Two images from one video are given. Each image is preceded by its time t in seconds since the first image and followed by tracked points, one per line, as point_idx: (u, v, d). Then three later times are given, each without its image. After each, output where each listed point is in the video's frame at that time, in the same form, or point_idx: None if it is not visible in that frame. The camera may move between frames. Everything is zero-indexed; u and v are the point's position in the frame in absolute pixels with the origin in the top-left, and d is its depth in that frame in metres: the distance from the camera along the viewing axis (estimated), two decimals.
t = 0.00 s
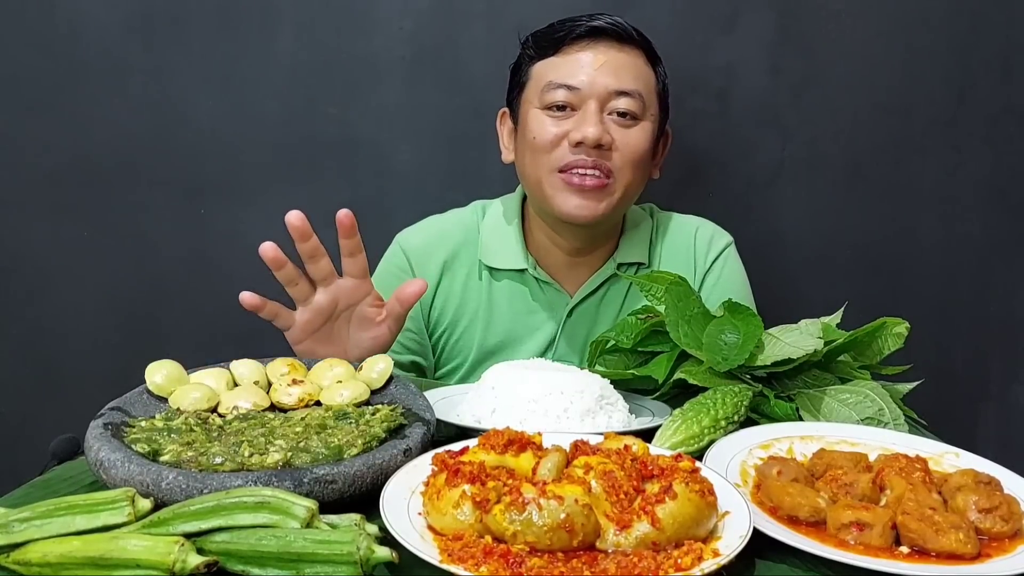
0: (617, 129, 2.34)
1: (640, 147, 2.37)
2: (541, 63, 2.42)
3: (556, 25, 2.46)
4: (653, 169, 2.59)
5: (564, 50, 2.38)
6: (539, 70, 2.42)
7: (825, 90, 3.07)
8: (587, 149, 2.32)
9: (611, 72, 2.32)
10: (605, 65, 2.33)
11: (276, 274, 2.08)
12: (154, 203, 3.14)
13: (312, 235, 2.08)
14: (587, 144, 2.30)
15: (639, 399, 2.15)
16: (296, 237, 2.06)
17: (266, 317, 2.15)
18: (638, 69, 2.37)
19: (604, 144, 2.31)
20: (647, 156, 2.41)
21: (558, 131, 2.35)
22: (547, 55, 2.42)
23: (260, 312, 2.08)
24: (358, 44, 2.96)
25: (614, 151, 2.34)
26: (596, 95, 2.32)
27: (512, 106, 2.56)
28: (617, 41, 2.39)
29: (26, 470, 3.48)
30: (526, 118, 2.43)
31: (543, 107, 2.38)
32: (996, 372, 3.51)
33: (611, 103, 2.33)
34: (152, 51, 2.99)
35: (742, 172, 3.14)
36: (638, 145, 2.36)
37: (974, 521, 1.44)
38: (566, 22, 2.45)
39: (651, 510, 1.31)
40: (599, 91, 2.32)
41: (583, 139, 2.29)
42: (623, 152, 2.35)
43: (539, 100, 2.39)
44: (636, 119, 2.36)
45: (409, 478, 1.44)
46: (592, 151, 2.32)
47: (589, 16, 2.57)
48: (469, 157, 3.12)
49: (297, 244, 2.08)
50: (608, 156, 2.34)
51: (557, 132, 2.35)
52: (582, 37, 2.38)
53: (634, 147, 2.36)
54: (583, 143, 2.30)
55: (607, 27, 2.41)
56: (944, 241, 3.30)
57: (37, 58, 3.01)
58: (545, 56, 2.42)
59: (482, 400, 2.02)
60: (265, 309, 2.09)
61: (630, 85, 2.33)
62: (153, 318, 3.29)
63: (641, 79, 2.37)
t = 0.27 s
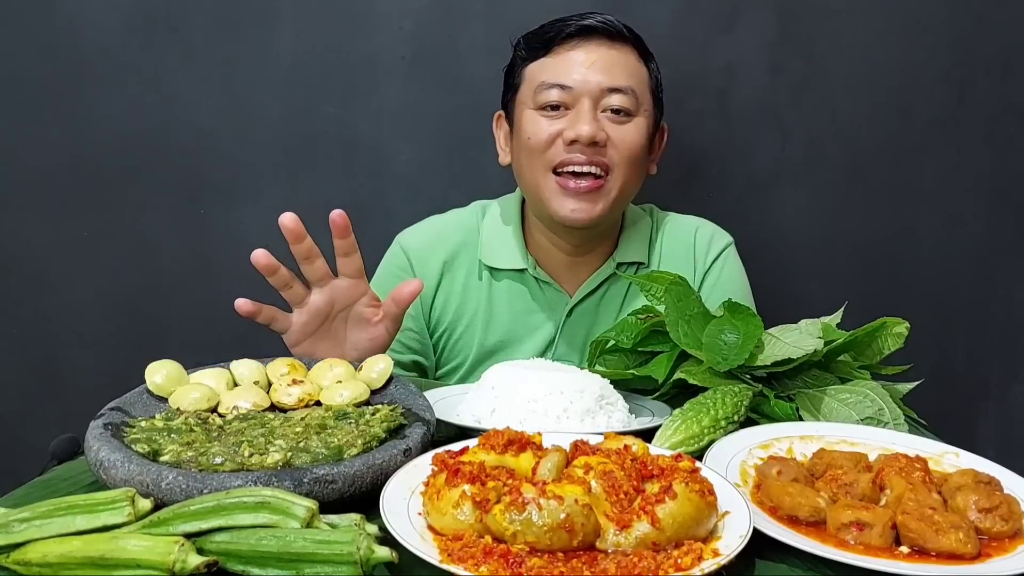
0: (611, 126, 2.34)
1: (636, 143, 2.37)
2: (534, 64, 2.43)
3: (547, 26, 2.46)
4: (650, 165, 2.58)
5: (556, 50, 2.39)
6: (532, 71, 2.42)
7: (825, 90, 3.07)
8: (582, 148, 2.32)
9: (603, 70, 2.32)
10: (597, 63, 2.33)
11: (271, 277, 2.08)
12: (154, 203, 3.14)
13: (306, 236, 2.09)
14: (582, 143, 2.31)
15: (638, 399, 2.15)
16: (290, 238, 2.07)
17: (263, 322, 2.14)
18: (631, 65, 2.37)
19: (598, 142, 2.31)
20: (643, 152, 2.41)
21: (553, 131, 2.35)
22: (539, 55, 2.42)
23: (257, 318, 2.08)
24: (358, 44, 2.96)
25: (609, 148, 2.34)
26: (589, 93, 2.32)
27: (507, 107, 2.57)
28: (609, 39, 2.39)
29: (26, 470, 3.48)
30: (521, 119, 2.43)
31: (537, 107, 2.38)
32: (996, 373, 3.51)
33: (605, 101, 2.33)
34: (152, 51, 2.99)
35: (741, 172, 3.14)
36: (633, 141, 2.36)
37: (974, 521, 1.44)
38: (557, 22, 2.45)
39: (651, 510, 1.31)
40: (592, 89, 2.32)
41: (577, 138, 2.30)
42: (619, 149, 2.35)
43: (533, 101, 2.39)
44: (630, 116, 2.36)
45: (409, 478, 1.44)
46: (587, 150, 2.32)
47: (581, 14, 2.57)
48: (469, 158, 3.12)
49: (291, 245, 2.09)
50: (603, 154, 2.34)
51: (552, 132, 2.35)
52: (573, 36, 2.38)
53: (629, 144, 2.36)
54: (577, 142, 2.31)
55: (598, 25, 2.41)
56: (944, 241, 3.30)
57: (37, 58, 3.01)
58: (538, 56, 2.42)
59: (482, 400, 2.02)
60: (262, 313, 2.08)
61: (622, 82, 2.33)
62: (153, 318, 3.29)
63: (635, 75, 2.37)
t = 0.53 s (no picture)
0: (605, 120, 2.34)
1: (631, 136, 2.37)
2: (526, 64, 2.43)
3: (536, 26, 2.47)
4: (646, 160, 2.58)
5: (546, 49, 2.39)
6: (524, 71, 2.42)
7: (825, 90, 3.07)
8: (577, 143, 2.31)
9: (594, 65, 2.33)
10: (587, 60, 2.33)
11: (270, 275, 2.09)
12: (154, 203, 3.14)
13: (304, 233, 2.10)
14: (577, 138, 2.30)
15: (638, 399, 2.15)
16: (287, 235, 2.08)
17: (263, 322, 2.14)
18: (621, 60, 2.38)
19: (593, 136, 2.31)
20: (639, 146, 2.40)
21: (548, 128, 2.34)
22: (530, 55, 2.42)
23: (256, 317, 2.08)
24: (358, 44, 2.96)
25: (604, 142, 2.34)
26: (581, 89, 2.32)
27: (501, 110, 2.57)
28: (599, 35, 2.40)
29: (26, 470, 3.48)
30: (516, 119, 2.43)
31: (531, 106, 2.38)
32: (996, 373, 3.51)
33: (597, 96, 2.33)
34: (152, 50, 2.99)
35: (741, 172, 3.14)
36: (628, 135, 2.36)
37: (974, 521, 1.44)
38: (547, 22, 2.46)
39: (651, 510, 1.31)
40: (584, 85, 2.32)
41: (572, 133, 2.29)
42: (614, 143, 2.35)
43: (526, 100, 2.39)
44: (623, 109, 2.36)
45: (409, 478, 1.44)
46: (582, 144, 2.31)
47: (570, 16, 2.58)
48: (468, 157, 3.12)
49: (289, 243, 2.10)
50: (598, 148, 2.34)
51: (547, 129, 2.35)
52: (563, 34, 2.39)
53: (624, 137, 2.35)
54: (572, 137, 2.30)
55: (588, 23, 2.42)
56: (944, 240, 3.30)
57: (37, 58, 3.01)
58: (528, 56, 2.42)
59: (483, 400, 2.02)
60: (261, 312, 2.08)
61: (614, 76, 2.33)
62: (153, 318, 3.29)
63: (626, 70, 2.37)
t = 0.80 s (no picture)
0: (610, 112, 2.34)
1: (636, 128, 2.37)
2: (527, 61, 2.44)
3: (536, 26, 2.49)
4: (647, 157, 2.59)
5: (549, 44, 2.41)
6: (526, 68, 2.43)
7: (825, 90, 3.07)
8: (585, 133, 2.30)
9: (597, 59, 2.34)
10: (590, 53, 2.35)
11: (286, 244, 2.11)
12: (154, 202, 3.14)
13: (315, 204, 2.15)
14: (585, 128, 2.29)
15: (638, 399, 2.15)
16: (300, 204, 2.12)
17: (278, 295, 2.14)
18: (623, 55, 2.40)
19: (601, 126, 2.30)
20: (642, 138, 2.40)
21: (554, 121, 2.34)
22: (532, 52, 2.43)
23: (273, 285, 2.08)
24: (358, 43, 2.96)
25: (612, 133, 2.33)
26: (586, 82, 2.33)
27: (502, 109, 2.56)
28: (599, 31, 2.42)
29: (26, 470, 3.48)
30: (520, 115, 2.42)
31: (536, 101, 2.38)
32: (996, 373, 3.51)
33: (602, 88, 2.34)
34: (152, 50, 2.99)
35: (742, 172, 3.14)
36: (633, 127, 2.36)
37: (974, 521, 1.44)
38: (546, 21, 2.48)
39: (651, 510, 1.31)
40: (588, 77, 2.33)
41: (581, 123, 2.28)
42: (620, 135, 2.34)
43: (530, 94, 2.39)
44: (627, 102, 2.37)
45: (409, 478, 1.44)
46: (590, 135, 2.30)
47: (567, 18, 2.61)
48: (468, 157, 3.12)
49: (302, 212, 2.14)
50: (606, 139, 2.32)
51: (553, 122, 2.34)
52: (565, 29, 2.41)
53: (630, 129, 2.35)
54: (581, 127, 2.29)
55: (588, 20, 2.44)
56: (944, 241, 3.30)
57: (37, 58, 3.01)
58: (531, 53, 2.44)
59: (482, 400, 2.02)
60: (278, 283, 2.09)
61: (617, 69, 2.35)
62: (153, 317, 3.29)
63: (627, 64, 2.39)
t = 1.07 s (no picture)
0: (614, 121, 2.34)
1: (639, 138, 2.37)
2: (533, 63, 2.43)
3: (544, 25, 2.47)
4: (649, 160, 2.59)
5: (555, 47, 2.39)
6: (532, 70, 2.42)
7: (826, 90, 3.07)
8: (587, 143, 2.31)
9: (603, 65, 2.33)
10: (597, 59, 2.33)
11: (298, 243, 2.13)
12: (154, 202, 3.14)
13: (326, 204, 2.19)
14: (587, 139, 2.30)
15: (638, 399, 2.15)
16: (310, 204, 2.16)
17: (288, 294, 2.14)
18: (630, 60, 2.38)
19: (603, 137, 2.31)
20: (644, 147, 2.41)
21: (557, 128, 2.34)
22: (538, 54, 2.42)
23: (287, 283, 2.08)
24: (358, 43, 2.96)
25: (614, 143, 2.34)
26: (591, 89, 2.32)
27: (506, 108, 2.56)
28: (607, 35, 2.40)
29: (26, 470, 3.48)
30: (523, 118, 2.43)
31: (540, 105, 2.38)
32: (996, 373, 3.51)
33: (606, 96, 2.33)
34: (152, 50, 2.99)
35: (742, 172, 3.14)
36: (636, 136, 2.37)
37: (974, 521, 1.44)
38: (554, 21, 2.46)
39: (651, 510, 1.31)
40: (594, 84, 2.32)
41: (583, 133, 2.29)
42: (622, 144, 2.35)
43: (535, 99, 2.38)
44: (631, 111, 2.36)
45: (409, 478, 1.44)
46: (592, 145, 2.31)
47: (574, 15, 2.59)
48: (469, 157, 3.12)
49: (313, 212, 2.18)
50: (608, 149, 2.33)
51: (556, 129, 2.34)
52: (572, 33, 2.39)
53: (632, 139, 2.36)
54: (582, 137, 2.30)
55: (596, 23, 2.42)
56: (944, 241, 3.30)
57: (37, 57, 3.01)
58: (537, 55, 2.42)
59: (482, 400, 2.02)
60: (291, 281, 2.09)
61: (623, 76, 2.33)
62: (153, 317, 3.29)
63: (634, 70, 2.38)
